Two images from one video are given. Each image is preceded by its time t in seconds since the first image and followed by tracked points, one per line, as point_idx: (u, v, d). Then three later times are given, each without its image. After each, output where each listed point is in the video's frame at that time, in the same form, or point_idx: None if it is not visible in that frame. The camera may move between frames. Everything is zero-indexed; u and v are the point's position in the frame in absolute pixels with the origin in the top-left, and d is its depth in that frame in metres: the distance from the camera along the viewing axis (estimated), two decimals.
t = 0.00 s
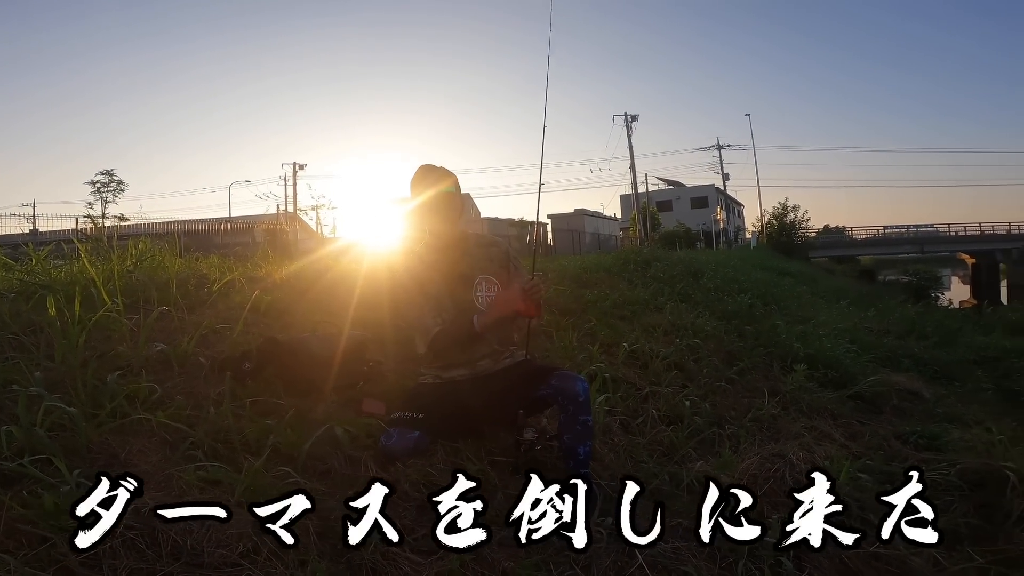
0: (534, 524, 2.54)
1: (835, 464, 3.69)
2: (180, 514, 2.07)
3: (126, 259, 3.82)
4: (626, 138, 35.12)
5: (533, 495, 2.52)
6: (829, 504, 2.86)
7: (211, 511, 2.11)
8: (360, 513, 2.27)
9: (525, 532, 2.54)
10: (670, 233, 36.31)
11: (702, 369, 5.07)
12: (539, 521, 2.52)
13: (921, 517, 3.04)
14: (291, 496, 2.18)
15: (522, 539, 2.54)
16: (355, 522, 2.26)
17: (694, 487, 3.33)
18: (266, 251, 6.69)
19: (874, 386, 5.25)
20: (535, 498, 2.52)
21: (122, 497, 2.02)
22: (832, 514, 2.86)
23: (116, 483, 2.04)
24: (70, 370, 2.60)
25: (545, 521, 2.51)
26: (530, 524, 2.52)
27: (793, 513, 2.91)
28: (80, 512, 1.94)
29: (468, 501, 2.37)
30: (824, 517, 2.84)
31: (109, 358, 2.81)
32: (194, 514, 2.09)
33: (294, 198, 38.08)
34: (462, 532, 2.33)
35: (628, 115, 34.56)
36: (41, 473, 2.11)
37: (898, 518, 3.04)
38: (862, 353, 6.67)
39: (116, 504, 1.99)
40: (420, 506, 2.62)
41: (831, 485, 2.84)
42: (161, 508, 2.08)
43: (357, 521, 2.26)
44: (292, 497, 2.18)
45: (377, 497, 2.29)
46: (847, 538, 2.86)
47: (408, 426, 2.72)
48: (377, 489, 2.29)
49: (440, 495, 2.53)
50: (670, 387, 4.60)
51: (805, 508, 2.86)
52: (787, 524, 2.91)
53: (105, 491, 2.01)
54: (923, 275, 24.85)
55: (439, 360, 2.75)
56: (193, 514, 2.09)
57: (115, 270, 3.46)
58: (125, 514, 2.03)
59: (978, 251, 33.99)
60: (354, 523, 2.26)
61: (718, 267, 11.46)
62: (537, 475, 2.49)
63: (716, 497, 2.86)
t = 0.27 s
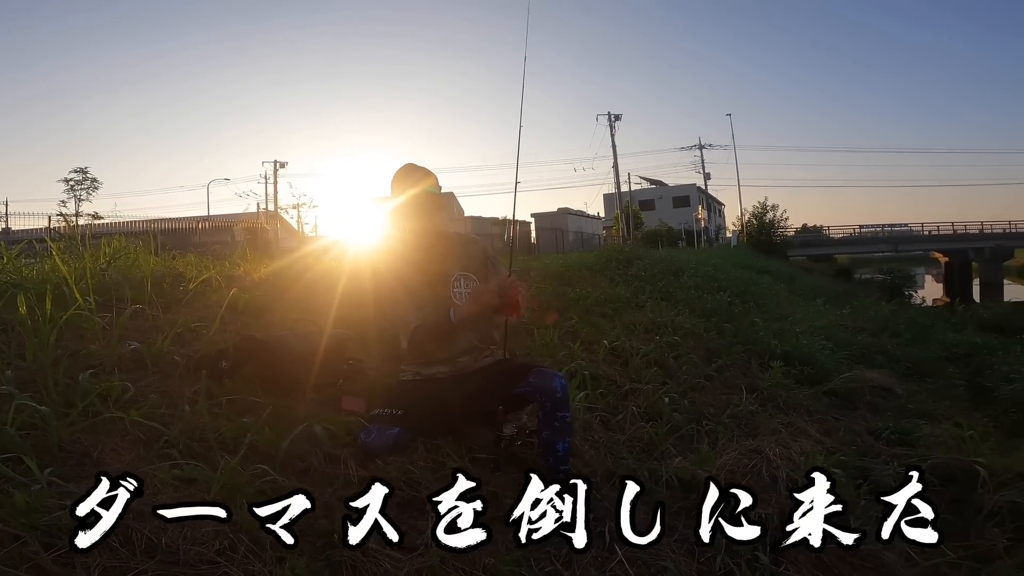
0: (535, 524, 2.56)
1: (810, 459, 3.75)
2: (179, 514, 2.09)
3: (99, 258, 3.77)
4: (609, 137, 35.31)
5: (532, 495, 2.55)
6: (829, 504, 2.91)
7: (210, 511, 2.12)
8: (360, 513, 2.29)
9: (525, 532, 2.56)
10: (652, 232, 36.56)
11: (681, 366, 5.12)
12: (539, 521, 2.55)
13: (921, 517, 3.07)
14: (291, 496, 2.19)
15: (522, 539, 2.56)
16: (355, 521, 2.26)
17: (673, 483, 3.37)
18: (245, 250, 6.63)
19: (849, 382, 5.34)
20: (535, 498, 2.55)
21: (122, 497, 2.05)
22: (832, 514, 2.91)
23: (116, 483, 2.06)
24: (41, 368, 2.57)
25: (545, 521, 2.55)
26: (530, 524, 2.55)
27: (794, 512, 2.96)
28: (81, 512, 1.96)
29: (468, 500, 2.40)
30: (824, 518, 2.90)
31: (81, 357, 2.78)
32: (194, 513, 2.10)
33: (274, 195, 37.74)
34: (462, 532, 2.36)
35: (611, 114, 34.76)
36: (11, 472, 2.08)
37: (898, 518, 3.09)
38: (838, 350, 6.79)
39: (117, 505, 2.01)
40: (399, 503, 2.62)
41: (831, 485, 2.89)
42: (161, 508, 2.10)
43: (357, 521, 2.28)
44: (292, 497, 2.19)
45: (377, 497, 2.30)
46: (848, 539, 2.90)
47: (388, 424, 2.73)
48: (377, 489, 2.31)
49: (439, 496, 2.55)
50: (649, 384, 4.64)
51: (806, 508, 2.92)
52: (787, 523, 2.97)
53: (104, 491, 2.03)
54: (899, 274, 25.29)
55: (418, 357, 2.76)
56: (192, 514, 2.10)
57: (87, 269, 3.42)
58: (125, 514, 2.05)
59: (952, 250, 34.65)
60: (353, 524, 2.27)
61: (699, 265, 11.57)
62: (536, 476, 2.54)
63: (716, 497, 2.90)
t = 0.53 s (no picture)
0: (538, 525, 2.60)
1: (772, 452, 3.85)
2: (178, 514, 2.11)
3: (60, 255, 3.74)
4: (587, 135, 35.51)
5: (534, 495, 2.58)
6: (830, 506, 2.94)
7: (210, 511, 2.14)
8: (360, 512, 2.33)
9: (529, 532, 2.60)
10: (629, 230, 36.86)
11: (650, 361, 5.20)
12: (539, 521, 2.59)
13: (921, 517, 3.13)
14: (290, 496, 2.22)
15: (523, 539, 2.60)
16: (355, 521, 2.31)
17: (637, 475, 3.44)
18: (216, 248, 6.59)
19: (813, 377, 5.47)
20: (539, 499, 2.59)
21: (122, 497, 2.07)
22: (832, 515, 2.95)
23: (116, 483, 2.09)
24: None
25: (544, 521, 2.59)
26: (530, 524, 2.59)
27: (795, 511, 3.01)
28: (81, 513, 1.98)
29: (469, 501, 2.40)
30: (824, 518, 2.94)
31: (39, 354, 2.76)
32: (194, 513, 2.12)
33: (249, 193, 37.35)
34: (462, 533, 2.38)
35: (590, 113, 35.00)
36: None
37: (898, 518, 3.14)
38: (805, 345, 6.94)
39: (117, 506, 2.04)
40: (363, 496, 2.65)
41: (830, 486, 2.91)
42: (161, 507, 2.12)
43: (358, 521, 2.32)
44: (291, 497, 2.22)
45: (377, 496, 2.33)
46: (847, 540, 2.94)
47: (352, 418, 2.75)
48: (376, 488, 2.33)
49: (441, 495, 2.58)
50: (618, 378, 4.71)
51: (806, 508, 2.96)
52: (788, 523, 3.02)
53: (104, 491, 2.06)
54: (867, 272, 25.85)
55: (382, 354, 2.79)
56: (190, 514, 2.12)
57: (46, 266, 3.39)
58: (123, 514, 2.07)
59: (919, 249, 35.47)
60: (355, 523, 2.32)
61: (672, 263, 11.72)
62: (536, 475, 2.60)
63: (718, 497, 2.94)
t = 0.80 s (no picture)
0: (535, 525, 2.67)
1: (731, 444, 3.95)
2: (178, 514, 2.14)
3: (17, 252, 3.71)
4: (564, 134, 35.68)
5: (533, 495, 2.66)
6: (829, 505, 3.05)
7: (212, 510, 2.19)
8: (360, 512, 2.38)
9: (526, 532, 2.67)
10: (605, 229, 37.13)
11: (618, 356, 5.29)
12: (539, 521, 2.66)
13: (920, 516, 3.19)
14: (292, 496, 2.26)
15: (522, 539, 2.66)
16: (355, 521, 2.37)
17: (599, 466, 3.51)
18: (183, 246, 6.55)
19: (775, 370, 5.61)
20: (537, 498, 2.66)
21: (122, 497, 2.11)
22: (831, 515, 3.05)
23: (116, 483, 2.13)
24: None
25: (545, 520, 2.67)
26: (531, 524, 2.66)
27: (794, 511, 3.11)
28: (82, 513, 2.04)
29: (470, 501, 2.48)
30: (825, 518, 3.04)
31: None
32: (193, 513, 2.16)
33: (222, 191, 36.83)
34: (463, 533, 2.44)
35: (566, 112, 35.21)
36: None
37: (898, 518, 3.20)
38: (769, 341, 7.10)
39: (116, 505, 2.08)
40: (323, 487, 2.68)
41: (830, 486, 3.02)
42: (161, 506, 2.16)
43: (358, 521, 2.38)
44: (293, 497, 2.26)
45: (376, 496, 2.40)
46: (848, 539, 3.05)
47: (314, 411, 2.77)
48: (376, 488, 2.39)
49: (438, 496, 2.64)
50: (584, 373, 4.79)
51: (806, 508, 3.06)
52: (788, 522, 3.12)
53: (104, 491, 2.10)
54: (836, 270, 26.39)
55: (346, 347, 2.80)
56: (189, 514, 2.15)
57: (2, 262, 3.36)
58: (123, 514, 2.11)
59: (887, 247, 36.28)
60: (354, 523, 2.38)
61: (645, 260, 11.86)
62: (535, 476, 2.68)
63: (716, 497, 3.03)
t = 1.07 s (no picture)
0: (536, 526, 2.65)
1: (731, 446, 3.93)
2: (180, 514, 2.15)
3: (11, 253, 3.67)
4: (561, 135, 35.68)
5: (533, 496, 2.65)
6: (828, 505, 3.04)
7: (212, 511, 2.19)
8: (361, 512, 2.37)
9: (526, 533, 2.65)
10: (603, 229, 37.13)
11: (616, 357, 5.26)
12: (539, 521, 2.64)
13: (921, 517, 3.19)
14: (291, 496, 2.24)
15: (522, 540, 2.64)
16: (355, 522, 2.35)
17: (599, 469, 3.49)
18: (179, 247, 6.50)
19: (774, 372, 5.59)
20: (537, 500, 2.65)
21: (121, 497, 2.09)
22: (830, 515, 3.04)
23: (117, 482, 2.11)
24: None
25: (545, 520, 2.65)
26: (530, 524, 2.63)
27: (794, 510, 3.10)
28: (82, 512, 2.01)
29: (471, 501, 2.46)
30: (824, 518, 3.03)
31: None
32: (194, 513, 2.16)
33: (218, 191, 36.75)
34: (464, 534, 2.43)
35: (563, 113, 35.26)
36: None
37: (898, 518, 3.19)
38: (767, 341, 7.09)
39: (118, 505, 2.06)
40: (321, 491, 2.65)
41: (829, 487, 3.01)
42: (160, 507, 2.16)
43: (358, 521, 2.36)
44: (292, 498, 2.24)
45: (376, 496, 2.38)
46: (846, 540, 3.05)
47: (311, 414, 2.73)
48: (377, 489, 2.37)
49: (439, 497, 2.63)
50: (583, 375, 4.76)
51: (806, 508, 3.06)
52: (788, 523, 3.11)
53: (104, 491, 2.08)
54: (834, 271, 26.43)
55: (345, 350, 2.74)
56: (190, 514, 2.16)
57: None
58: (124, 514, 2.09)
59: (883, 248, 36.34)
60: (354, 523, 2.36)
61: (643, 261, 11.85)
62: (536, 478, 2.67)
63: (716, 498, 3.03)
